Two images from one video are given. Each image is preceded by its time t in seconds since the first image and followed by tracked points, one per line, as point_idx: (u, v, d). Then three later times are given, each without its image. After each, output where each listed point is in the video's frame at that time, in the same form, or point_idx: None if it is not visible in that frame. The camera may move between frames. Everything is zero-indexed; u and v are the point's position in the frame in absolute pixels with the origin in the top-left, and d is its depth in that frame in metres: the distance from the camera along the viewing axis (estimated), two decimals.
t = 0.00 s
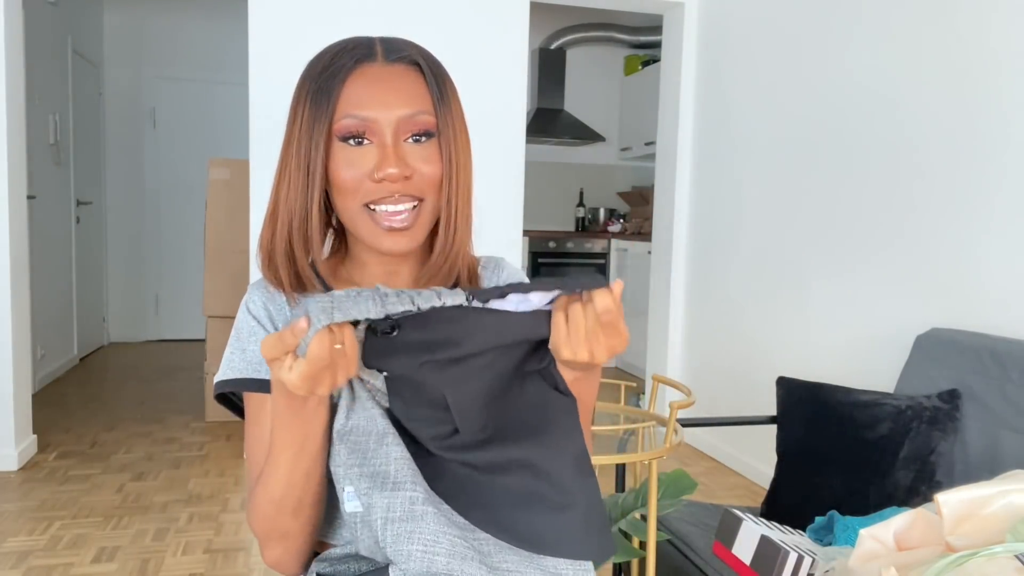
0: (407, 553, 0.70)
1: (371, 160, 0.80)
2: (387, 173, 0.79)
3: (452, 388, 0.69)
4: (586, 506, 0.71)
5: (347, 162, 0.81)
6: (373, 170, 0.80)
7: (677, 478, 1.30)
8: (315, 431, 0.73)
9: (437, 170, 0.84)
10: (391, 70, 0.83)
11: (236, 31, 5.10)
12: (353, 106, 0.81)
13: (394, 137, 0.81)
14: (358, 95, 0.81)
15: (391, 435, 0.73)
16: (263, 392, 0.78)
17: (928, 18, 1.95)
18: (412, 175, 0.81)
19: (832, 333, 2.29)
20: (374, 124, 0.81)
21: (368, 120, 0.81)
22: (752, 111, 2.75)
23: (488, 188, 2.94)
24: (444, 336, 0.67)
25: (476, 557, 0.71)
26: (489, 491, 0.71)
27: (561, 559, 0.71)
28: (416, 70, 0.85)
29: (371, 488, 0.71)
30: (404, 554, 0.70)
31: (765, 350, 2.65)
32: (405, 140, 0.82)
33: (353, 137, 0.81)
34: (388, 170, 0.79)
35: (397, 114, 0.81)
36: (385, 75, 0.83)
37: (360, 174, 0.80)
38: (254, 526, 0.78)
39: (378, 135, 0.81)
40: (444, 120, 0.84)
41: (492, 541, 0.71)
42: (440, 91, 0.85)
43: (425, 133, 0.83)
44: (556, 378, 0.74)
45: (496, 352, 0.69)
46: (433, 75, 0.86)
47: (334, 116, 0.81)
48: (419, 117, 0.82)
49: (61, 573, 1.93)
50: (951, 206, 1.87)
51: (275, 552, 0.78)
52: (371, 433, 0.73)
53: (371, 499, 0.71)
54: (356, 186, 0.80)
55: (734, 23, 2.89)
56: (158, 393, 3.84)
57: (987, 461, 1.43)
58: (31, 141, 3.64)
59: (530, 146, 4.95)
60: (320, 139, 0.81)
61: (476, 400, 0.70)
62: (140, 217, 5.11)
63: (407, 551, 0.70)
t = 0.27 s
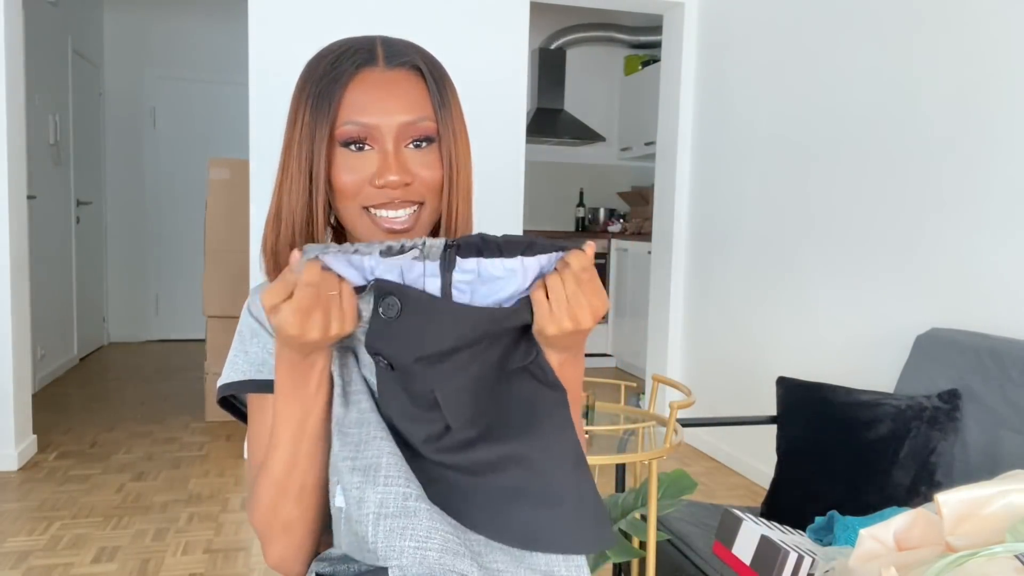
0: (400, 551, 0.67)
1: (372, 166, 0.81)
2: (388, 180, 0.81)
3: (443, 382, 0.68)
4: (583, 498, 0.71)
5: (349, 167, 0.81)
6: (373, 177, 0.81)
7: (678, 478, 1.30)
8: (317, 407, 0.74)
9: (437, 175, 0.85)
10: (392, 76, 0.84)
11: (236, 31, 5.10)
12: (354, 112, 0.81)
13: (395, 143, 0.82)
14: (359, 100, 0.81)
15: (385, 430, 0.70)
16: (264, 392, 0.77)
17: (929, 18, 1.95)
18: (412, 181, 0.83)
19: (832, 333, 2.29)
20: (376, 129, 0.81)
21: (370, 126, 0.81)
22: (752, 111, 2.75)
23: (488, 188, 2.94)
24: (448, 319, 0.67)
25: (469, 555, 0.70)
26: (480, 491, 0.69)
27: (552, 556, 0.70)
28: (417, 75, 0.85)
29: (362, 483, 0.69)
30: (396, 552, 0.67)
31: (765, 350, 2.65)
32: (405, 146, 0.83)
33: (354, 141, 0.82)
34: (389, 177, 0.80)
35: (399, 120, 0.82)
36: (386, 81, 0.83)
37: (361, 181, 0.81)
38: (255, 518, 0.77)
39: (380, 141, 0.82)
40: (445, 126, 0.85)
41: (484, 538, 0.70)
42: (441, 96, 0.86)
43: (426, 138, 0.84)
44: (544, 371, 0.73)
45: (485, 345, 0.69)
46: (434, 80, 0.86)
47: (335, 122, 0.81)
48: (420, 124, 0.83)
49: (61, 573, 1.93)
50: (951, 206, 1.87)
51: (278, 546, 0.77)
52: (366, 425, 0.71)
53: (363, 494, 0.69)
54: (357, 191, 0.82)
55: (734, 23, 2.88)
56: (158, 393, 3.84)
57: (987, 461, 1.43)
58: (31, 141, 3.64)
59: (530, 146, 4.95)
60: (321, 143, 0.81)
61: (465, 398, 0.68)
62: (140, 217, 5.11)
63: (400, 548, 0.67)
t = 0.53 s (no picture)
0: (399, 553, 0.66)
1: (374, 166, 0.81)
2: (389, 179, 0.81)
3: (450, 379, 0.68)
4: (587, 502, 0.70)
5: (350, 166, 0.81)
6: (376, 177, 0.81)
7: (677, 478, 1.30)
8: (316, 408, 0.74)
9: (438, 175, 0.85)
10: (394, 76, 0.84)
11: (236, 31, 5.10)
12: (357, 112, 0.81)
13: (396, 143, 0.82)
14: (361, 100, 0.81)
15: (381, 435, 0.70)
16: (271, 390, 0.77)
17: (929, 18, 1.95)
18: (414, 181, 0.83)
19: (832, 333, 2.29)
20: (378, 129, 0.81)
21: (372, 126, 0.81)
22: (752, 111, 2.75)
23: (488, 188, 2.95)
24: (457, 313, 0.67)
25: (469, 557, 0.69)
26: (486, 492, 0.69)
27: (554, 558, 0.70)
28: (419, 76, 0.85)
29: (359, 486, 0.67)
30: (394, 553, 0.66)
31: (765, 350, 2.65)
32: (407, 146, 0.83)
33: (356, 141, 0.82)
34: (391, 177, 0.80)
35: (401, 120, 0.82)
36: (389, 82, 0.83)
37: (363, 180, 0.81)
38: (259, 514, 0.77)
39: (382, 141, 0.82)
40: (447, 127, 0.86)
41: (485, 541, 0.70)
42: (443, 97, 0.86)
43: (428, 139, 0.84)
44: (554, 371, 0.73)
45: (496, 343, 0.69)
46: (437, 81, 0.86)
47: (337, 122, 0.81)
48: (422, 124, 0.83)
49: (61, 573, 1.93)
50: (950, 206, 1.87)
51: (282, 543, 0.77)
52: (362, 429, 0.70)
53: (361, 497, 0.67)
54: (359, 191, 0.82)
55: (734, 23, 2.88)
56: (158, 393, 3.84)
57: (987, 461, 1.43)
58: (31, 141, 3.64)
59: (530, 146, 4.95)
60: (323, 143, 0.81)
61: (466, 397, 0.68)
62: (140, 216, 5.11)
63: (399, 550, 0.66)
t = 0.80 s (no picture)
0: (400, 557, 0.65)
1: (388, 162, 0.81)
2: (404, 175, 0.80)
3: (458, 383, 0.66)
4: (596, 521, 0.69)
5: (363, 163, 0.81)
6: (388, 174, 0.80)
7: (677, 478, 1.30)
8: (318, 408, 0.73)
9: (446, 173, 0.85)
10: (403, 75, 0.84)
11: (236, 31, 5.10)
12: (369, 111, 0.81)
13: (408, 140, 0.82)
14: (373, 98, 0.81)
15: (377, 455, 0.69)
16: (265, 390, 0.76)
17: (929, 17, 1.95)
18: (426, 177, 0.83)
19: (832, 333, 2.29)
20: (390, 126, 0.81)
21: (385, 123, 0.81)
22: (752, 111, 2.75)
23: (489, 188, 2.94)
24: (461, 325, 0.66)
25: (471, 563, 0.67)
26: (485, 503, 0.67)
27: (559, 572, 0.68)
28: (426, 76, 0.86)
29: (357, 497, 0.67)
30: (395, 559, 0.65)
31: (765, 350, 2.65)
32: (418, 144, 0.83)
33: (368, 137, 0.81)
34: (405, 174, 0.80)
35: (413, 117, 0.82)
36: (399, 80, 0.83)
37: (376, 176, 0.80)
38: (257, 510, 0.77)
39: (395, 138, 0.81)
40: (453, 125, 0.86)
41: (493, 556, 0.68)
42: (448, 96, 0.87)
43: (437, 138, 0.85)
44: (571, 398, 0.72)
45: (506, 351, 0.67)
46: (443, 80, 0.87)
47: (349, 120, 0.81)
48: (432, 122, 0.84)
49: (61, 573, 1.93)
50: (950, 206, 1.87)
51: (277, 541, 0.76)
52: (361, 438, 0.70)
53: (359, 505, 0.66)
54: (370, 188, 0.81)
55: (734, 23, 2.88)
56: (158, 393, 3.84)
57: (987, 461, 1.43)
58: (31, 141, 3.64)
59: (530, 146, 4.95)
60: (334, 142, 0.81)
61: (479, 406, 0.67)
62: (140, 216, 5.11)
63: (400, 554, 0.65)
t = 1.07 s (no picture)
0: (406, 553, 0.66)
1: (408, 164, 0.80)
2: (424, 178, 0.80)
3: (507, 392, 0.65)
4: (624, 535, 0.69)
5: (381, 166, 0.80)
6: (406, 175, 0.80)
7: (677, 479, 1.30)
8: (392, 410, 0.71)
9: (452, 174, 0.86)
10: (405, 79, 0.84)
11: (236, 31, 5.10)
12: (382, 113, 0.81)
13: (421, 142, 0.82)
14: (384, 102, 0.81)
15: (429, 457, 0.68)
16: (264, 395, 0.76)
17: (929, 17, 1.95)
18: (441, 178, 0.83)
19: (832, 333, 2.29)
20: (404, 129, 0.81)
21: (398, 126, 0.81)
22: (752, 111, 2.75)
23: (488, 188, 2.94)
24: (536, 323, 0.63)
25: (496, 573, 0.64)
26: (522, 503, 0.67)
27: None
28: (423, 79, 0.87)
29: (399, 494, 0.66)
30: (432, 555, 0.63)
31: (765, 350, 2.65)
32: (429, 146, 0.83)
33: (384, 141, 0.80)
34: (424, 175, 0.79)
35: (423, 120, 0.82)
36: (403, 83, 0.83)
37: (396, 179, 0.80)
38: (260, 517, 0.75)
39: (410, 140, 0.81)
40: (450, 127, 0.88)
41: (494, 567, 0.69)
42: (443, 99, 0.88)
43: (442, 142, 0.85)
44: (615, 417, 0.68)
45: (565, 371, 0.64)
46: (437, 84, 0.88)
47: (363, 123, 0.80)
48: (437, 125, 0.84)
49: (61, 573, 1.93)
50: (950, 206, 1.87)
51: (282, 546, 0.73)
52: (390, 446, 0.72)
53: (370, 505, 0.69)
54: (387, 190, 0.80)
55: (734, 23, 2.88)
56: (158, 393, 3.84)
57: (987, 461, 1.43)
58: (31, 141, 3.64)
59: (530, 146, 4.95)
60: (348, 144, 0.80)
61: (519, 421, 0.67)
62: (140, 216, 5.11)
63: (405, 550, 0.66)
